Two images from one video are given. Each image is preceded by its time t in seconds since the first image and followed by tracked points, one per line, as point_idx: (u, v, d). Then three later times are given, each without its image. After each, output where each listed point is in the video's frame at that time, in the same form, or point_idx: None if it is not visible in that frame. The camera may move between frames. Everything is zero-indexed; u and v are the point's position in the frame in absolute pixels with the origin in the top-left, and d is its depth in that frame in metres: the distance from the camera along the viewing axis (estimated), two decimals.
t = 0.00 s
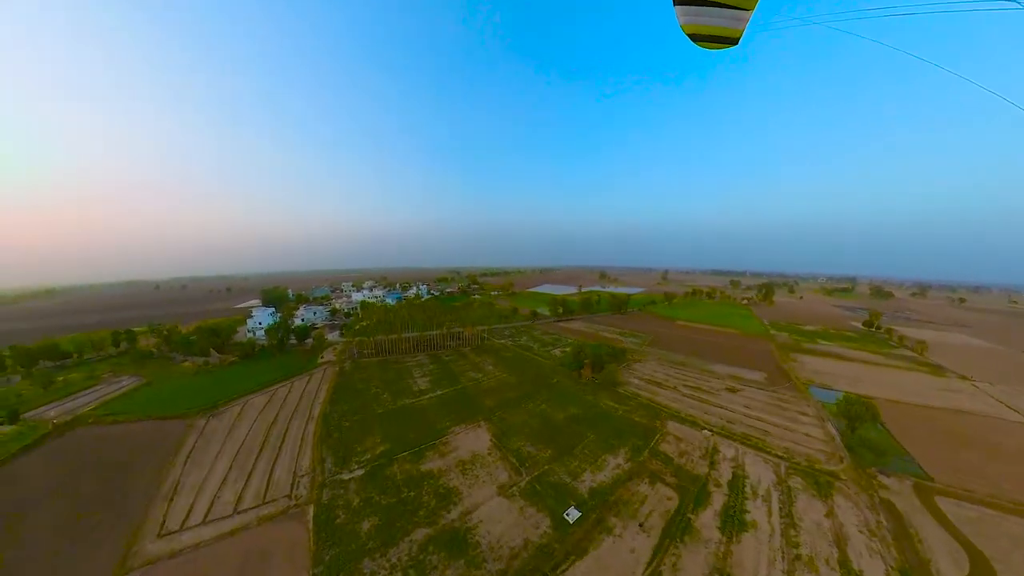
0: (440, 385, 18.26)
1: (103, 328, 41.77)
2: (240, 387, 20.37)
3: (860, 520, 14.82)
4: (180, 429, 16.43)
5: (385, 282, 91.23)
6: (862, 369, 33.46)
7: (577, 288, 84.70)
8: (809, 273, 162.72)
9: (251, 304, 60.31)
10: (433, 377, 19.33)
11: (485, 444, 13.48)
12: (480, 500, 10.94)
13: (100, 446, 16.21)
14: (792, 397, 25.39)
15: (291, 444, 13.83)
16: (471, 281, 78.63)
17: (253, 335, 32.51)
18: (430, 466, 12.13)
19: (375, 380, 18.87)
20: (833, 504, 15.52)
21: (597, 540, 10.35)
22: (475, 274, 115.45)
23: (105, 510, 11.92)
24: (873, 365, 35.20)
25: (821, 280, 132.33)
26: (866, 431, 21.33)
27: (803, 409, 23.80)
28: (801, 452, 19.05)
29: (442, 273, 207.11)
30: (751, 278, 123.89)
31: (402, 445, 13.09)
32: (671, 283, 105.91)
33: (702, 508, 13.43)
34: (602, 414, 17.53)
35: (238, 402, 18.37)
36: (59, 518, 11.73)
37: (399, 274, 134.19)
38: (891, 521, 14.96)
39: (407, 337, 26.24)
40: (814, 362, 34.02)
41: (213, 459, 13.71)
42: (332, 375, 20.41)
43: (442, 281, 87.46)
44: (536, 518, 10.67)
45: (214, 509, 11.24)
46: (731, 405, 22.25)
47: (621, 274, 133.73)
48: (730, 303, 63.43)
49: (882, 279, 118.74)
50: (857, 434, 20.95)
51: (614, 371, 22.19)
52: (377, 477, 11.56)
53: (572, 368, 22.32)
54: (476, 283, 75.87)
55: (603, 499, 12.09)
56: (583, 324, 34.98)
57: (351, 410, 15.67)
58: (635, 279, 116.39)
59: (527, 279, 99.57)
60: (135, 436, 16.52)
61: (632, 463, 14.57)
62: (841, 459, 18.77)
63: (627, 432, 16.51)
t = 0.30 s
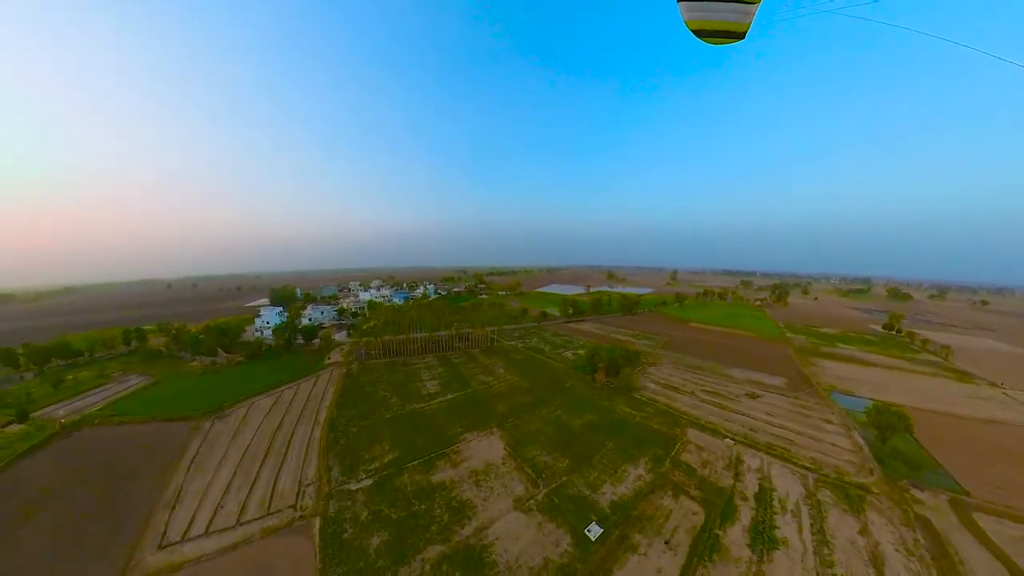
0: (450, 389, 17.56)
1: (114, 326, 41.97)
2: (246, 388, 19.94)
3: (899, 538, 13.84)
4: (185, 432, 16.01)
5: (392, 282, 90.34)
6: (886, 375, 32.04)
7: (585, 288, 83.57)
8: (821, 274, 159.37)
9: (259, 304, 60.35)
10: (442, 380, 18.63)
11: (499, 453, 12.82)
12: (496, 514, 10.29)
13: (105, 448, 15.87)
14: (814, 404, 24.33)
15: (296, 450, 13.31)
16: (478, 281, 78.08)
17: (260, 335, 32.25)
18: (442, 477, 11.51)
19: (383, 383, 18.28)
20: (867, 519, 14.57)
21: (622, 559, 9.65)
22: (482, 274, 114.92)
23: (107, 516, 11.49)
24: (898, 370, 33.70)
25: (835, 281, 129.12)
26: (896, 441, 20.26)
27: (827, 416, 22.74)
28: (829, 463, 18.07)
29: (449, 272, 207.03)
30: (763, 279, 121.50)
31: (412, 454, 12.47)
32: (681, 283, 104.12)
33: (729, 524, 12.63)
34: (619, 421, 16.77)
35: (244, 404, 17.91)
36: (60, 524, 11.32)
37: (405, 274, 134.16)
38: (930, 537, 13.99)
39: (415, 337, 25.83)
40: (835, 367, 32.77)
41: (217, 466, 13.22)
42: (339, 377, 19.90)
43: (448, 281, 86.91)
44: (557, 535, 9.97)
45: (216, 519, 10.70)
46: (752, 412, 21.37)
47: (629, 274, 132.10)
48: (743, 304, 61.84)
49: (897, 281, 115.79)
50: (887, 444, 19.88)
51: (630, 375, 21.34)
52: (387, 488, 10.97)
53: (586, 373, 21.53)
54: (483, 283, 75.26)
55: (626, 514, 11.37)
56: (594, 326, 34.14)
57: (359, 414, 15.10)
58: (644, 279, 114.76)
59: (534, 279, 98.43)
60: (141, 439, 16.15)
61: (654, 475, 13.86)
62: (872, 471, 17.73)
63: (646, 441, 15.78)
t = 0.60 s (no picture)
0: (460, 392, 16.83)
1: (124, 324, 42.12)
2: (252, 390, 19.49)
3: (943, 558, 12.83)
4: (188, 435, 15.56)
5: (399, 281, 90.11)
6: (911, 381, 30.67)
7: (592, 288, 82.44)
8: (834, 275, 156.02)
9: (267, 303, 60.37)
10: (451, 383, 17.87)
11: (513, 464, 12.13)
12: (512, 531, 9.62)
13: (108, 451, 15.45)
14: (838, 411, 23.21)
15: (301, 456, 12.77)
16: (484, 280, 77.42)
17: (267, 334, 31.94)
18: (454, 489, 10.84)
19: (390, 386, 17.67)
20: (906, 537, 13.59)
21: None
22: (488, 274, 114.12)
23: (105, 524, 11.00)
24: (923, 376, 32.27)
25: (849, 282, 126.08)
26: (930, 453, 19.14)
27: (853, 425, 21.63)
28: (859, 475, 17.06)
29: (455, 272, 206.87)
30: (774, 279, 119.01)
31: (421, 463, 11.82)
32: (690, 283, 102.33)
33: (759, 542, 11.80)
34: (637, 430, 15.98)
35: (248, 406, 17.43)
36: (57, 530, 10.87)
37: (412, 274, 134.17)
38: (976, 558, 12.96)
39: (423, 338, 25.20)
40: (857, 372, 31.53)
41: (220, 472, 12.71)
42: (345, 379, 19.37)
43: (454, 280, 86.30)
44: (578, 554, 9.27)
45: (216, 531, 10.14)
46: (774, 420, 20.43)
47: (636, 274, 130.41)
48: (756, 305, 60.23)
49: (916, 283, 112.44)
50: (919, 455, 18.82)
51: (646, 380, 20.45)
52: (396, 500, 10.34)
53: (600, 377, 20.73)
54: (490, 283, 74.58)
55: (650, 530, 10.62)
56: (605, 327, 33.28)
57: (366, 419, 14.49)
58: (652, 279, 113.06)
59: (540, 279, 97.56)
60: (144, 442, 15.73)
61: (677, 489, 13.12)
62: (906, 485, 16.65)
63: (666, 451, 15.03)
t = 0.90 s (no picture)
0: (470, 396, 16.13)
1: (134, 323, 42.23)
2: (257, 391, 19.05)
3: None
4: (192, 437, 15.11)
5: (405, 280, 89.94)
6: (939, 388, 29.27)
7: (600, 288, 81.24)
8: (847, 275, 152.64)
9: (274, 302, 60.38)
10: (461, 387, 17.15)
11: (528, 475, 11.46)
12: (529, 550, 8.93)
13: (111, 453, 15.05)
14: (864, 419, 22.09)
15: (306, 463, 12.22)
16: (492, 280, 76.68)
17: (274, 334, 31.64)
18: (466, 502, 10.20)
19: (398, 389, 17.07)
20: (951, 557, 12.59)
21: None
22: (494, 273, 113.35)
23: (104, 531, 10.54)
24: (950, 383, 30.83)
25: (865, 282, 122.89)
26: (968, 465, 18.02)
27: (881, 434, 20.52)
28: (891, 489, 16.03)
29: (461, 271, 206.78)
30: (786, 279, 116.47)
31: (431, 473, 11.20)
32: (700, 284, 100.46)
33: (793, 561, 10.95)
34: (656, 440, 15.21)
35: (253, 408, 16.97)
36: (54, 538, 10.42)
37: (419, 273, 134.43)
38: None
39: (431, 338, 24.79)
40: (881, 377, 30.25)
41: (222, 478, 12.20)
42: (352, 381, 18.84)
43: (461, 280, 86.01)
44: None
45: (216, 543, 9.59)
46: (797, 428, 19.50)
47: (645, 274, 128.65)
48: (769, 307, 58.65)
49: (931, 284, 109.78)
50: (958, 468, 17.66)
51: (663, 384, 19.56)
52: (405, 514, 9.72)
53: (614, 381, 19.94)
54: (497, 282, 73.85)
55: (676, 549, 9.87)
56: (616, 329, 32.55)
57: (373, 424, 13.91)
58: (661, 279, 111.27)
59: (548, 279, 96.46)
60: (147, 444, 15.32)
61: (702, 503, 12.33)
62: (942, 500, 15.53)
63: (688, 463, 14.28)
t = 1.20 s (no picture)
0: (480, 402, 15.45)
1: (144, 322, 42.38)
2: (262, 393, 18.62)
3: None
4: (194, 442, 14.67)
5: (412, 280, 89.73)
6: (969, 396, 27.82)
7: (608, 288, 79.99)
8: (862, 276, 149.10)
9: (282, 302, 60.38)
10: (470, 391, 16.48)
11: (545, 490, 10.76)
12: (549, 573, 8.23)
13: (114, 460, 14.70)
14: (893, 429, 20.93)
15: (310, 472, 11.68)
16: (499, 279, 75.93)
17: (281, 334, 31.30)
18: (479, 518, 9.54)
19: (405, 393, 16.48)
20: None
21: None
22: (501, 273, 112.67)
23: (101, 543, 10.08)
24: (981, 390, 29.28)
25: (881, 284, 119.60)
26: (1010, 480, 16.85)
27: (912, 445, 19.38)
28: (928, 504, 14.91)
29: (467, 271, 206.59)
30: (799, 280, 113.85)
31: (441, 485, 10.56)
32: (711, 284, 98.53)
33: None
34: (676, 452, 14.43)
35: (257, 411, 16.51)
36: (50, 550, 10.00)
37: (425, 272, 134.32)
38: None
39: (439, 339, 24.37)
40: (907, 383, 28.90)
41: (223, 487, 11.69)
42: (358, 384, 18.31)
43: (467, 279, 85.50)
44: None
45: (215, 558, 9.03)
46: (823, 437, 18.51)
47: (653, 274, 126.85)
48: (784, 308, 57.02)
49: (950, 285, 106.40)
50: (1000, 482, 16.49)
51: (681, 391, 18.69)
52: (414, 531, 9.09)
53: (630, 387, 19.16)
54: (504, 282, 73.12)
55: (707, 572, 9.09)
56: (627, 330, 31.78)
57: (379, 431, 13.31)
58: (670, 279, 109.44)
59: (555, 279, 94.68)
60: (151, 451, 14.96)
61: (729, 521, 11.51)
62: (982, 517, 14.33)
63: (711, 477, 13.47)
